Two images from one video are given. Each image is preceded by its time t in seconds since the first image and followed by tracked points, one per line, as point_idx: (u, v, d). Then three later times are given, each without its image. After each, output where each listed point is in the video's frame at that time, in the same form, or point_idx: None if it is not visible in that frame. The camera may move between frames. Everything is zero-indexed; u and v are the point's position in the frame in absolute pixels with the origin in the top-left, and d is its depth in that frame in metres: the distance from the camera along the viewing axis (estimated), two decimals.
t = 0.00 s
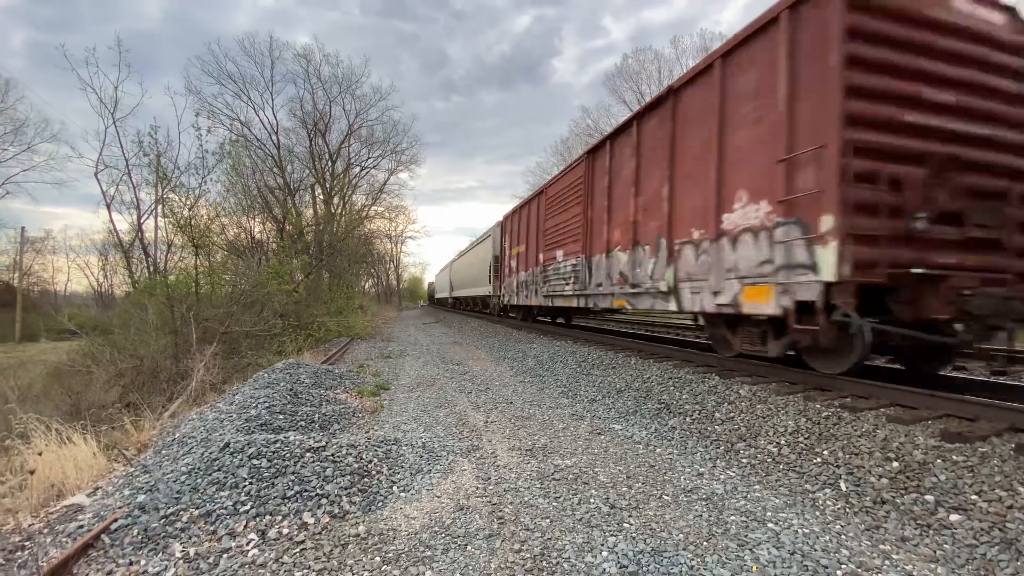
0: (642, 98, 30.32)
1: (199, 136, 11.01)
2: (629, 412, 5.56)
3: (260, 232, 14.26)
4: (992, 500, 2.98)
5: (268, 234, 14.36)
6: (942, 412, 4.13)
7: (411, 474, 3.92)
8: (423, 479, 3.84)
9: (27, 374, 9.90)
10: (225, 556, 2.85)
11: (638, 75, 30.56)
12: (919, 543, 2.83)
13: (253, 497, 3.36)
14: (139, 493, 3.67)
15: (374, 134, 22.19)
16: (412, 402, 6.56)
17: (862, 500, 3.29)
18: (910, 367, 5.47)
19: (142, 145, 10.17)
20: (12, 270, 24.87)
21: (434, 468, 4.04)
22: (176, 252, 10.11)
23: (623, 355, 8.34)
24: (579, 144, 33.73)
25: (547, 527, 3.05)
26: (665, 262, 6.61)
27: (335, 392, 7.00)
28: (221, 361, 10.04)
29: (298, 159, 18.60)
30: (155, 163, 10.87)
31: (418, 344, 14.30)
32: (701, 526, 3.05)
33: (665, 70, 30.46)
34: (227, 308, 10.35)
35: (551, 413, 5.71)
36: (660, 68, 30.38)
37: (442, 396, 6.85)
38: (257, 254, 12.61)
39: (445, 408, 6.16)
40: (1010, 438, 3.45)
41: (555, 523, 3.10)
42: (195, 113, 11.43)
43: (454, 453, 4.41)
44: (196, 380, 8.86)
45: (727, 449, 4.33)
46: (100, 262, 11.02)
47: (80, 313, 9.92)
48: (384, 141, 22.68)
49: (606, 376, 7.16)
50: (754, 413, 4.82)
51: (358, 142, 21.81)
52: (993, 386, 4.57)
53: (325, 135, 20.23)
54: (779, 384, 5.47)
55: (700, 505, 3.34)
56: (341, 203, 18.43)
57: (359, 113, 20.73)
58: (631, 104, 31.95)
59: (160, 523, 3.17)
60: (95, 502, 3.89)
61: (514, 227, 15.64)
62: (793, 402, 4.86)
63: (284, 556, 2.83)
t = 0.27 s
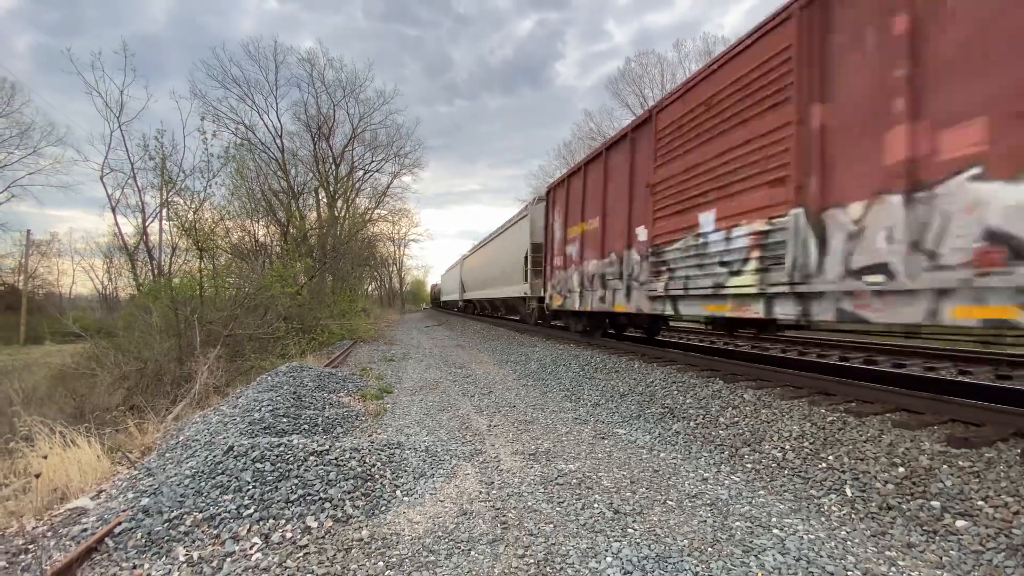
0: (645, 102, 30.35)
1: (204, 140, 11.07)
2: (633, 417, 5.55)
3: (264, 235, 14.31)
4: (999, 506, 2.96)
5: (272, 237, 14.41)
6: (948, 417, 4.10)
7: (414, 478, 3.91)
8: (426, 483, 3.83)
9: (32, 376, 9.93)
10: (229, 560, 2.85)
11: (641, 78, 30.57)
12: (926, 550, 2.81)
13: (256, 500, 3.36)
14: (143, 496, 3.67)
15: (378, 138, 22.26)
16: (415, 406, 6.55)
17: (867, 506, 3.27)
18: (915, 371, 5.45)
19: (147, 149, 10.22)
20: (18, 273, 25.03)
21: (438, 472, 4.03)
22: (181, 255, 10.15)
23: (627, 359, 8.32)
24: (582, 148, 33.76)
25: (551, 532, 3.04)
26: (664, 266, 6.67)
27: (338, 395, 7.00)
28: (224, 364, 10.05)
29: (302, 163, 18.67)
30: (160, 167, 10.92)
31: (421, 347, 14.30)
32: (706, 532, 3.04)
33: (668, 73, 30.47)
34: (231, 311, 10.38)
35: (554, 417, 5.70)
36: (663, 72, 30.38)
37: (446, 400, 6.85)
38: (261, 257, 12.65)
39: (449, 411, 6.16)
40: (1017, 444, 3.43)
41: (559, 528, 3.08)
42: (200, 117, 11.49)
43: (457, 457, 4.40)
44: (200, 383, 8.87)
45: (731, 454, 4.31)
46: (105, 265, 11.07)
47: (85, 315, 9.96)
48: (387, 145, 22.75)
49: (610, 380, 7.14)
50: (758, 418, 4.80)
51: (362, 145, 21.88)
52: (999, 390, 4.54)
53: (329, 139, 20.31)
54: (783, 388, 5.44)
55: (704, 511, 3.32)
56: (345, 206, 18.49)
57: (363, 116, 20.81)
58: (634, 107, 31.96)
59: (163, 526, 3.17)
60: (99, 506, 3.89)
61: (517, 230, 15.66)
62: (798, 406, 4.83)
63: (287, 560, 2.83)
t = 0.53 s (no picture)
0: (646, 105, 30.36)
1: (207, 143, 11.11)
2: (635, 421, 5.53)
3: (266, 238, 14.32)
4: (1004, 512, 2.93)
5: (274, 240, 14.44)
6: (953, 421, 4.07)
7: (415, 482, 3.89)
8: (427, 487, 3.82)
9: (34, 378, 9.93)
10: (229, 564, 2.84)
11: (643, 82, 30.60)
12: (931, 556, 2.78)
13: (257, 504, 3.35)
14: (143, 499, 3.66)
15: (380, 141, 22.32)
16: (416, 409, 6.54)
17: (871, 512, 3.25)
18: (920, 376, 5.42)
19: (150, 152, 10.27)
20: (21, 275, 25.10)
21: (439, 476, 4.02)
22: (183, 258, 10.18)
23: (629, 363, 8.30)
24: (583, 151, 33.80)
25: (553, 537, 3.03)
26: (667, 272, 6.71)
27: (339, 398, 6.99)
28: (226, 367, 10.05)
29: (304, 166, 18.73)
30: (163, 170, 10.96)
31: (422, 350, 14.29)
32: (709, 537, 3.02)
33: (670, 77, 30.50)
34: (233, 314, 10.39)
35: (556, 421, 5.68)
36: (664, 75, 30.40)
37: (447, 403, 6.83)
38: (263, 260, 12.67)
39: (450, 415, 6.14)
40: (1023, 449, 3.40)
41: (561, 533, 3.07)
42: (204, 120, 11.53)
43: (458, 461, 4.38)
44: (202, 385, 8.87)
45: (734, 459, 4.29)
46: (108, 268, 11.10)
47: (88, 318, 9.98)
48: (389, 148, 22.80)
49: (612, 383, 7.12)
50: (761, 422, 4.78)
51: (364, 148, 21.93)
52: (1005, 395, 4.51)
53: (331, 142, 20.35)
54: (786, 392, 5.42)
55: (707, 516, 3.30)
56: (347, 209, 18.52)
57: (366, 120, 20.87)
58: (636, 111, 32.00)
59: (164, 530, 3.16)
60: (100, 509, 3.88)
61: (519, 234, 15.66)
62: (801, 411, 4.81)
63: (287, 565, 2.81)
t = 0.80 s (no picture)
0: (647, 108, 30.37)
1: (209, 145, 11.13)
2: (636, 424, 5.51)
3: (267, 240, 14.32)
4: (1007, 517, 2.92)
5: (275, 242, 14.46)
6: (956, 425, 4.05)
7: (415, 485, 3.88)
8: (427, 490, 3.80)
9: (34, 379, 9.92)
10: (228, 568, 2.82)
11: (644, 85, 30.62)
12: (933, 561, 2.77)
13: (256, 507, 3.34)
14: (142, 502, 3.66)
15: (381, 143, 22.34)
16: (416, 412, 6.53)
17: (873, 516, 3.23)
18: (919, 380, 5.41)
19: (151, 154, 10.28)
20: (23, 277, 25.14)
21: (439, 479, 4.01)
22: (184, 260, 10.19)
23: (629, 365, 8.29)
24: (584, 153, 33.80)
25: (553, 541, 3.01)
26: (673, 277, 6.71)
27: (339, 400, 6.98)
28: (226, 368, 10.04)
29: (305, 168, 18.77)
30: (164, 172, 10.97)
31: (422, 352, 14.27)
32: (710, 542, 3.00)
33: (671, 79, 30.52)
34: (233, 316, 10.39)
35: (556, 424, 5.67)
36: (665, 78, 30.41)
37: (447, 406, 6.82)
38: (264, 262, 12.68)
39: (450, 418, 6.13)
40: None
41: (561, 537, 3.05)
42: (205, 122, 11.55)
43: (458, 464, 4.37)
44: (202, 387, 8.87)
45: (735, 463, 4.27)
46: (109, 270, 11.12)
47: (88, 319, 9.99)
48: (390, 150, 22.83)
49: (612, 386, 7.11)
50: (762, 425, 4.77)
51: (365, 150, 21.96)
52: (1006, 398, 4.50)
53: (332, 144, 20.37)
54: (787, 396, 5.41)
55: (708, 520, 3.29)
56: (348, 212, 18.54)
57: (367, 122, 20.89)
58: (637, 113, 32.03)
59: (162, 532, 3.15)
60: (99, 511, 3.87)
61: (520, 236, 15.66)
62: (802, 414, 4.80)
63: (286, 569, 2.80)
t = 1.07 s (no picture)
0: (648, 109, 30.36)
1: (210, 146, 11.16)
2: (636, 425, 5.50)
3: (268, 240, 14.33)
4: (1009, 519, 2.91)
5: (276, 242, 14.48)
6: (958, 427, 4.04)
7: (415, 486, 3.88)
8: (427, 491, 3.80)
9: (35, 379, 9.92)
10: (228, 568, 2.82)
11: (645, 86, 30.62)
12: (935, 564, 2.76)
13: (256, 508, 3.33)
14: (142, 502, 3.65)
15: (381, 144, 22.36)
16: (416, 412, 6.52)
17: (875, 518, 3.22)
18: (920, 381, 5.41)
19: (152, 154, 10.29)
20: (24, 276, 25.19)
21: (439, 480, 4.00)
22: (185, 260, 10.19)
23: (630, 367, 8.28)
24: (585, 154, 33.80)
25: (554, 543, 3.00)
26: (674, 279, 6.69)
27: (339, 400, 6.98)
28: (227, 368, 10.04)
29: (306, 168, 18.80)
30: (165, 172, 10.98)
31: (423, 352, 14.26)
32: (711, 544, 2.99)
33: (672, 81, 30.52)
34: (234, 315, 10.39)
35: (557, 425, 5.66)
36: (666, 79, 30.42)
37: (447, 406, 6.81)
38: (264, 262, 12.69)
39: (450, 418, 6.12)
40: None
41: (561, 538, 3.05)
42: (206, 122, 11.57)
43: (458, 464, 4.37)
44: (203, 387, 8.87)
45: (736, 464, 4.27)
46: (110, 270, 11.13)
47: (89, 319, 10.00)
48: (391, 151, 22.85)
49: (612, 387, 7.10)
50: (763, 427, 4.76)
51: (365, 151, 21.98)
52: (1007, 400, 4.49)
53: (333, 144, 20.39)
54: (788, 397, 5.40)
55: (708, 522, 3.28)
56: (348, 212, 18.55)
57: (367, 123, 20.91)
58: (638, 114, 32.04)
59: (162, 532, 3.15)
60: (99, 511, 3.87)
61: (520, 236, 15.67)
62: (804, 416, 4.79)
63: (286, 569, 2.79)
